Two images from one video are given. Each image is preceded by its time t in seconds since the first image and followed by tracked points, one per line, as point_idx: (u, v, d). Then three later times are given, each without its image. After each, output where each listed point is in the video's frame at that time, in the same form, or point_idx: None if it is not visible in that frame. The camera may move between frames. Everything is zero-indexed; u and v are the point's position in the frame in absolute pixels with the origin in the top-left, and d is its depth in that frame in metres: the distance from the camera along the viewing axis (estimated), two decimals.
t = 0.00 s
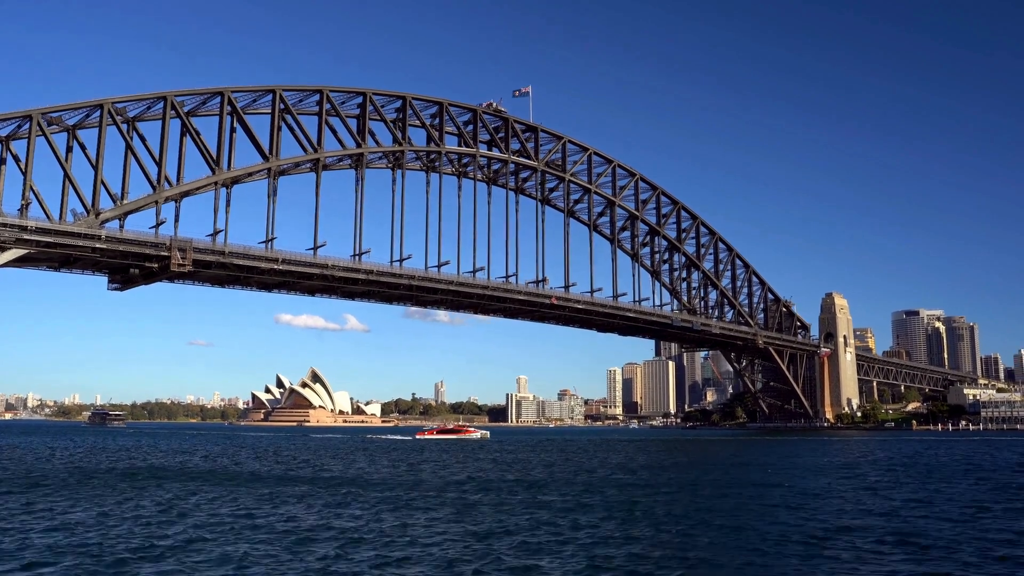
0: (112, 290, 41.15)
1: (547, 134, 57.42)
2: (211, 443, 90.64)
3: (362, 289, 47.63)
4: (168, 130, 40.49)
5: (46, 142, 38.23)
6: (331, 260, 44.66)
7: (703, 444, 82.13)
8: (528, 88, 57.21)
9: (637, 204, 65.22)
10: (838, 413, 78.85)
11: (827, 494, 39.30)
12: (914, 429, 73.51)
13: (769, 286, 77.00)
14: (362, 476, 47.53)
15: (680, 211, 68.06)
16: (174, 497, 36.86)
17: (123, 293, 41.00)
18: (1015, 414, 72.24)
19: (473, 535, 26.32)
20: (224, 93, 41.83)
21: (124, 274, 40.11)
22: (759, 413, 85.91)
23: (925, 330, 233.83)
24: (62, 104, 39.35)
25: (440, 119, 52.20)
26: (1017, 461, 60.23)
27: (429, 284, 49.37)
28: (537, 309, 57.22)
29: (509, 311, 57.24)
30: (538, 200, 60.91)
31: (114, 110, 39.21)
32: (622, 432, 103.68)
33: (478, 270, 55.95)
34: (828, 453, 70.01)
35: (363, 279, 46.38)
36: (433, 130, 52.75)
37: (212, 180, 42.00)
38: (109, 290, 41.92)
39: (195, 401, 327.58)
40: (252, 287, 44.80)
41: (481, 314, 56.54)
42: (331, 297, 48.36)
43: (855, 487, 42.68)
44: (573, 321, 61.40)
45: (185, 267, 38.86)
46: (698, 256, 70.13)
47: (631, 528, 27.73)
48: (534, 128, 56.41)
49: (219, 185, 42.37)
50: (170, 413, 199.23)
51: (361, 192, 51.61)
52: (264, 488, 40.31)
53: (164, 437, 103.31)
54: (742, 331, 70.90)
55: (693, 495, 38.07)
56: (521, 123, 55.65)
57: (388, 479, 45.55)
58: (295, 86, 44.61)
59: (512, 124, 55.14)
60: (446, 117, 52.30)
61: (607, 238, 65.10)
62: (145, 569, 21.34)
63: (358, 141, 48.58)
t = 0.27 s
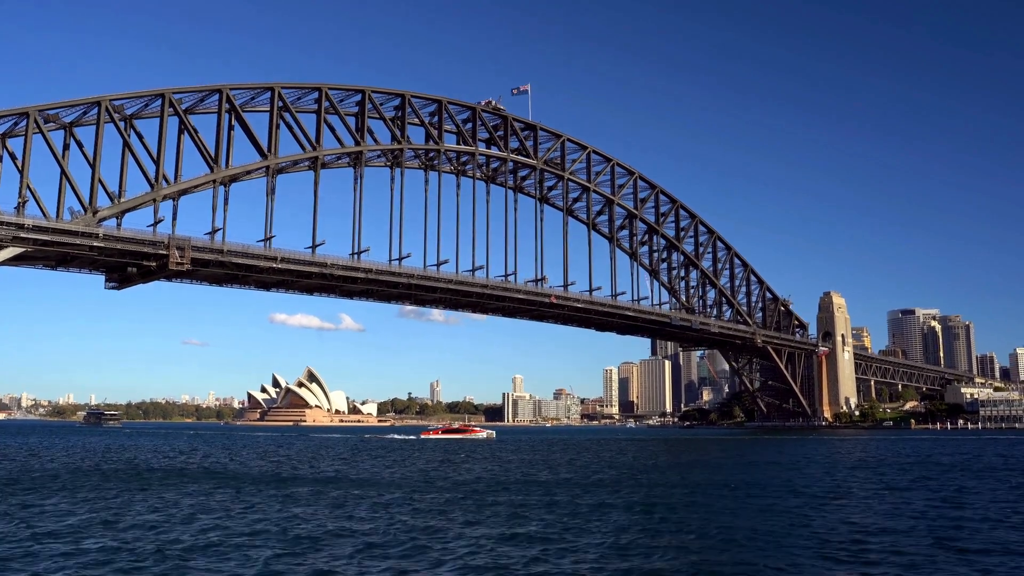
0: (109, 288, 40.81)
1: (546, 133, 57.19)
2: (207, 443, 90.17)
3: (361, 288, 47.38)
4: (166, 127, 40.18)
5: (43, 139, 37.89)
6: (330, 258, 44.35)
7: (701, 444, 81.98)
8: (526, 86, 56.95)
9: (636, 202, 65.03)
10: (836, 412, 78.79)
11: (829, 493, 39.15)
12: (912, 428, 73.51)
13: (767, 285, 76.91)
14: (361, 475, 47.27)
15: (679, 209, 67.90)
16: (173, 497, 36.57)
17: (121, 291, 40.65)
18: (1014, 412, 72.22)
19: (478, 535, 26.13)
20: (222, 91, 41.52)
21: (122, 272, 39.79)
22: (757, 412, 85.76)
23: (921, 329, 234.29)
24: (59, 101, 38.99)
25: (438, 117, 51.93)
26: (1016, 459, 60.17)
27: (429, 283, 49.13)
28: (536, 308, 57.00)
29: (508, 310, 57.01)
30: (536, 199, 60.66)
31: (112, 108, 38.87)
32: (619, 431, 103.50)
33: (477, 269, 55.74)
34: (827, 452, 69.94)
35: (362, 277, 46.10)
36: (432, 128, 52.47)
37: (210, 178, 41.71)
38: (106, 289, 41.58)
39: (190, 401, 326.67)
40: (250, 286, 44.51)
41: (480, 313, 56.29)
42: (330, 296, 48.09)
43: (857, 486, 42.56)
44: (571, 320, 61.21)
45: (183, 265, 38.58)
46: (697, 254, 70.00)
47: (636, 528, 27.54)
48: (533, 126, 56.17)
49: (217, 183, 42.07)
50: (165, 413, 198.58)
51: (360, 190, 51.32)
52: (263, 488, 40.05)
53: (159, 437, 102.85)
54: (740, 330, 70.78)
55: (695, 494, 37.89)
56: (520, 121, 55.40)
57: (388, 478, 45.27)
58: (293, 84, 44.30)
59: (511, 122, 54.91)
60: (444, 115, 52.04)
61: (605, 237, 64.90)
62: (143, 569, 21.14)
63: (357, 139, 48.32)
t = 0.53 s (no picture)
0: (107, 288, 40.55)
1: (546, 132, 57.00)
2: (205, 444, 89.87)
3: (361, 287, 47.17)
4: (164, 126, 39.95)
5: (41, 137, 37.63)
6: (330, 258, 44.10)
7: (700, 443, 81.84)
8: (525, 84, 56.74)
9: (635, 202, 64.90)
10: (835, 411, 78.75)
11: (831, 492, 39.05)
12: (911, 428, 73.52)
13: (766, 284, 76.80)
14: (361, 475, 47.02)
15: (678, 208, 67.77)
16: (172, 498, 36.35)
17: (119, 291, 40.38)
18: (1013, 412, 72.21)
19: (480, 535, 26.01)
20: (221, 89, 41.29)
21: (120, 271, 39.54)
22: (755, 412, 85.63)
23: (917, 328, 234.56)
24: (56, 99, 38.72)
25: (438, 115, 51.70)
26: (1016, 459, 60.12)
27: (428, 282, 48.94)
28: (536, 307, 56.81)
29: (507, 310, 56.83)
30: (535, 198, 60.46)
31: (110, 106, 38.62)
32: (618, 431, 103.41)
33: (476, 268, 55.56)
34: (826, 451, 69.87)
35: (362, 276, 45.90)
36: (431, 127, 52.26)
37: (209, 177, 41.47)
38: (104, 288, 41.33)
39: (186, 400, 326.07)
40: (248, 285, 44.28)
41: (479, 312, 56.10)
42: (329, 295, 47.87)
43: (859, 486, 42.44)
44: (571, 320, 61.06)
45: (182, 264, 38.35)
46: (695, 253, 69.87)
47: (641, 528, 27.40)
48: (532, 125, 55.97)
49: (216, 182, 41.84)
50: (161, 413, 198.04)
51: (358, 189, 51.11)
52: (262, 489, 39.82)
53: (156, 437, 102.56)
54: (739, 329, 70.66)
55: (697, 494, 37.75)
56: (519, 120, 55.20)
57: (388, 479, 45.06)
58: (293, 82, 44.07)
59: (510, 121, 54.66)
60: (444, 114, 51.81)
61: (604, 236, 64.77)
62: (145, 569, 21.06)
63: (356, 138, 48.10)
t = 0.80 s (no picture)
0: (105, 287, 40.25)
1: (545, 131, 56.78)
2: (203, 444, 89.49)
3: (360, 287, 46.92)
4: (163, 124, 39.67)
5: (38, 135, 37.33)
6: (329, 257, 43.83)
7: (698, 443, 81.75)
8: (525, 83, 56.51)
9: (634, 201, 64.73)
10: (833, 411, 78.72)
11: (833, 492, 38.93)
12: (910, 428, 73.46)
13: (765, 284, 76.67)
14: (361, 476, 46.80)
15: (677, 208, 67.58)
16: (171, 500, 36.09)
17: (116, 291, 40.08)
18: (1012, 412, 72.25)
19: (485, 535, 25.84)
20: (220, 87, 41.02)
21: (118, 271, 39.25)
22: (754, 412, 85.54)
23: (914, 328, 234.79)
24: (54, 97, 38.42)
25: (437, 114, 51.46)
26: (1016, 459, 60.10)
27: (428, 282, 48.71)
28: (535, 306, 56.61)
29: (507, 309, 56.62)
30: (534, 197, 60.22)
31: (108, 104, 38.33)
32: (616, 431, 103.29)
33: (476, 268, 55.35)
34: (825, 451, 69.79)
35: (362, 276, 45.64)
36: (430, 126, 52.01)
37: (207, 175, 41.20)
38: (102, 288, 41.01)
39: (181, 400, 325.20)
40: (247, 285, 44.02)
41: (478, 312, 55.89)
42: (328, 295, 47.61)
43: (861, 485, 42.33)
44: (570, 320, 60.87)
45: (181, 264, 38.09)
46: (695, 253, 69.68)
47: (645, 529, 27.24)
48: (532, 124, 55.73)
49: (214, 181, 41.57)
50: (157, 413, 197.55)
51: (357, 188, 50.86)
52: (262, 490, 39.56)
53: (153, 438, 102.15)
54: (739, 329, 70.51)
55: (699, 494, 37.55)
56: (519, 119, 54.96)
57: (388, 479, 44.83)
58: (292, 80, 43.81)
59: (510, 120, 54.42)
60: (443, 112, 51.56)
61: (604, 235, 64.59)
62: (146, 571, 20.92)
63: (355, 137, 47.86)
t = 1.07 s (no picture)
0: (103, 287, 39.93)
1: (545, 131, 56.55)
2: (200, 446, 89.06)
3: (359, 287, 46.69)
4: (162, 123, 39.39)
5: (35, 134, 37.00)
6: (329, 257, 43.57)
7: (697, 444, 81.70)
8: (525, 83, 56.30)
9: (634, 201, 64.58)
10: (832, 412, 78.77)
11: (836, 493, 38.85)
12: (909, 428, 73.41)
13: (764, 284, 76.55)
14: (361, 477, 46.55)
15: (677, 208, 67.40)
16: (172, 501, 35.78)
17: (114, 291, 39.77)
18: (1011, 412, 72.32)
19: (491, 537, 25.66)
20: (220, 85, 40.74)
21: (116, 271, 38.94)
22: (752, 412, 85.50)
23: (911, 329, 235.01)
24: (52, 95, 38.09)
25: (437, 114, 51.21)
26: (1016, 459, 60.10)
27: (428, 282, 48.48)
28: (535, 307, 56.42)
29: (506, 309, 56.42)
30: (534, 197, 59.99)
31: (107, 102, 38.02)
32: (614, 432, 103.13)
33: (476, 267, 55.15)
34: (825, 452, 69.72)
35: (362, 276, 45.39)
36: (430, 125, 51.74)
37: (207, 174, 40.93)
38: (99, 287, 40.68)
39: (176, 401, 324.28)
40: (246, 285, 43.75)
41: (477, 312, 55.68)
42: (327, 295, 47.35)
43: (863, 486, 42.23)
44: (570, 320, 60.69)
45: (180, 263, 37.81)
46: (694, 253, 69.53)
47: (651, 530, 27.05)
48: (532, 124, 55.48)
49: (213, 180, 41.28)
50: (153, 414, 196.98)
51: (356, 188, 50.58)
52: (262, 491, 39.30)
53: (149, 440, 101.65)
54: (738, 329, 70.38)
55: (702, 495, 37.37)
56: (519, 119, 54.74)
57: (388, 480, 44.61)
58: (292, 79, 43.57)
59: (510, 120, 54.20)
60: (443, 112, 51.31)
61: (603, 235, 64.43)
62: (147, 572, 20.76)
63: (355, 136, 47.58)
